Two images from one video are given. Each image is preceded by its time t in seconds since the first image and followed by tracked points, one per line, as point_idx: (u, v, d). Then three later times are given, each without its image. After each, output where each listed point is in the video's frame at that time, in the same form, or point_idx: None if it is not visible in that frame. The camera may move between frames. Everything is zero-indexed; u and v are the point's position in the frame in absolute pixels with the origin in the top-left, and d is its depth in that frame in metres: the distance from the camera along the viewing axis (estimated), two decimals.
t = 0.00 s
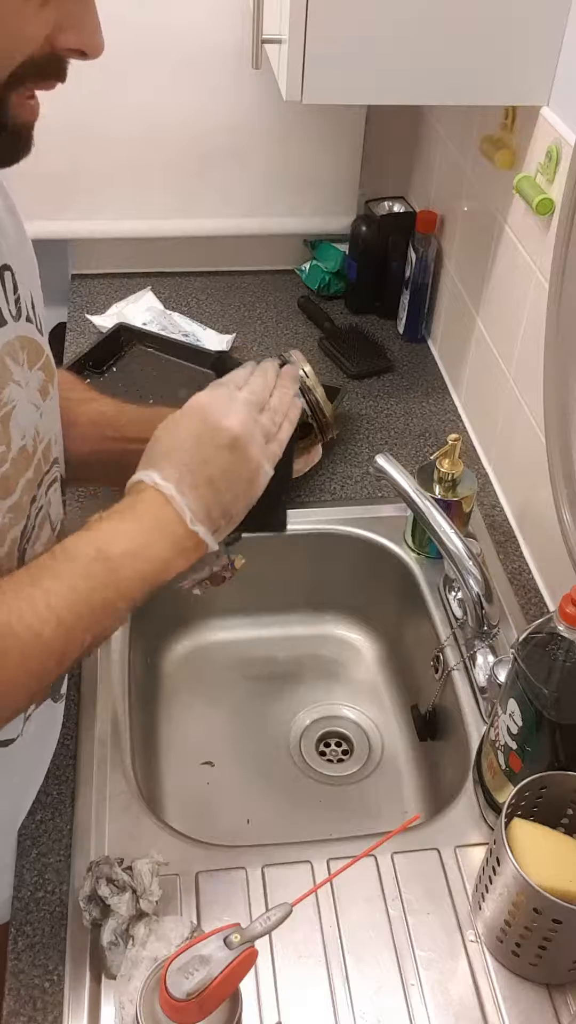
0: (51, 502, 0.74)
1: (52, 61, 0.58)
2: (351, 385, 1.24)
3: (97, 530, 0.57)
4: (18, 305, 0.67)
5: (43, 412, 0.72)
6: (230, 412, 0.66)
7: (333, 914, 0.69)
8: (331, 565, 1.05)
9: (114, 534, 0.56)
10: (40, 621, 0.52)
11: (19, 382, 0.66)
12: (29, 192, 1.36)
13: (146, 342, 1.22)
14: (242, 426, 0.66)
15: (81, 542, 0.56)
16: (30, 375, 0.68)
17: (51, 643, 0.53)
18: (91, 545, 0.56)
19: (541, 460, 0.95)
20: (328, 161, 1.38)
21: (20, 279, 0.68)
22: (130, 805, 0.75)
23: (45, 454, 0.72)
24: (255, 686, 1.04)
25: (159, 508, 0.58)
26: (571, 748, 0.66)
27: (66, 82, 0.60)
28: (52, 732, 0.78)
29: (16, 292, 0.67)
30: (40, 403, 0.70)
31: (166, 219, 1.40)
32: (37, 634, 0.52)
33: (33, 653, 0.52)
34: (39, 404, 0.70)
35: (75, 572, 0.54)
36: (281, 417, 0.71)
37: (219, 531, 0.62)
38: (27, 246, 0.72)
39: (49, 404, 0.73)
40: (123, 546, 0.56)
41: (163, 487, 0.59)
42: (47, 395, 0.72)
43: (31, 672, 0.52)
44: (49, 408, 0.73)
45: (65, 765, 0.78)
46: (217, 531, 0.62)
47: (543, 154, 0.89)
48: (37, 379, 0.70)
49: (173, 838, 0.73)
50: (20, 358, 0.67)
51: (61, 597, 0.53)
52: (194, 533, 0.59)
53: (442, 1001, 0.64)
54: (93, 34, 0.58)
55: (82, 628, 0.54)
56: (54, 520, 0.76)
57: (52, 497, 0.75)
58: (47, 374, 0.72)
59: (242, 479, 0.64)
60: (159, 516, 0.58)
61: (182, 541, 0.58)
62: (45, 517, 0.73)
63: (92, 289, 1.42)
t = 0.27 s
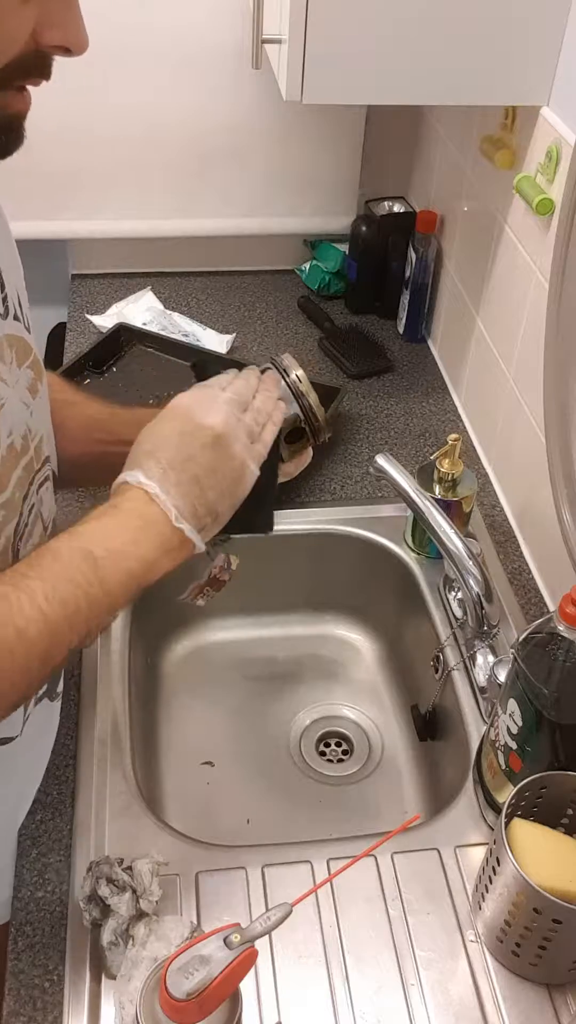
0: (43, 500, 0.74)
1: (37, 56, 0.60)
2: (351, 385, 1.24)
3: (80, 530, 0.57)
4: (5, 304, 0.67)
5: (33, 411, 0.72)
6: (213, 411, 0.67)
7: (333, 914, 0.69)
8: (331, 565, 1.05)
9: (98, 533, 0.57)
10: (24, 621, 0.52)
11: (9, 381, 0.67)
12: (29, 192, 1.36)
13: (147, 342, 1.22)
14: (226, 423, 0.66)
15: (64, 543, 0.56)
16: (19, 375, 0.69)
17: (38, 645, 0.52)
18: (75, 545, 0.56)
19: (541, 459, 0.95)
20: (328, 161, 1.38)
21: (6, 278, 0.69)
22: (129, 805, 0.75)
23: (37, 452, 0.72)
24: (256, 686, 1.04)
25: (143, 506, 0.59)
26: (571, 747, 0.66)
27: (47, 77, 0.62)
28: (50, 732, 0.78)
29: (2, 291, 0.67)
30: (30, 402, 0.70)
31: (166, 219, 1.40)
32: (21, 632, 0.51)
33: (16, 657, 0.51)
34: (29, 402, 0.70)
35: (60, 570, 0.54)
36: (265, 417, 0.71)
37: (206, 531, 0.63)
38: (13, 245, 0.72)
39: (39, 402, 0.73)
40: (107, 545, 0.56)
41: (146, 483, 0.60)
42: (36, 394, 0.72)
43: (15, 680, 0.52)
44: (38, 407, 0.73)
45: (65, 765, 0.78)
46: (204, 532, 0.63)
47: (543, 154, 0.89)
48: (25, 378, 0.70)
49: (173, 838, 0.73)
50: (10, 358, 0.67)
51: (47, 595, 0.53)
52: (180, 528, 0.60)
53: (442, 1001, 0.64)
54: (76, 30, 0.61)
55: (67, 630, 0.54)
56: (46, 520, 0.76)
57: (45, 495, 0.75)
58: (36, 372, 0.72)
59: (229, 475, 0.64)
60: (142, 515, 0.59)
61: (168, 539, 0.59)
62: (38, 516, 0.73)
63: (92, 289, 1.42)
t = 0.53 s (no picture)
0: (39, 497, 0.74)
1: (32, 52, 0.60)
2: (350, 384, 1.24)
3: (70, 532, 0.57)
4: None
5: (27, 409, 0.72)
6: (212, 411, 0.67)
7: (333, 914, 0.69)
8: (331, 565, 1.05)
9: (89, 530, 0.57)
10: (11, 622, 0.52)
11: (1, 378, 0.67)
12: (30, 193, 1.36)
13: (146, 342, 1.22)
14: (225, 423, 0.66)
15: (54, 542, 0.56)
16: (11, 372, 0.69)
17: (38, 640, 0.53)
18: (65, 547, 0.56)
19: (541, 459, 0.95)
20: (328, 161, 1.38)
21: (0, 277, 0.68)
22: (129, 805, 0.75)
23: (31, 450, 0.72)
24: (256, 686, 1.04)
25: (134, 503, 0.59)
26: (571, 748, 0.66)
27: (41, 77, 0.62)
28: (48, 732, 0.78)
29: None
30: (23, 400, 0.70)
31: (166, 220, 1.40)
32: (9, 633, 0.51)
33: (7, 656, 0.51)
34: (22, 401, 0.70)
35: (50, 572, 0.54)
36: (257, 417, 0.72)
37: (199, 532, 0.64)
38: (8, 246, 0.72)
39: (33, 400, 0.73)
40: (96, 546, 0.56)
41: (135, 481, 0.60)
42: (30, 392, 0.72)
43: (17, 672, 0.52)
44: (32, 406, 0.73)
45: (65, 765, 0.78)
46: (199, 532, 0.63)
47: (543, 154, 0.89)
48: (19, 377, 0.70)
49: (173, 838, 0.73)
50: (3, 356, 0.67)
51: (35, 595, 0.53)
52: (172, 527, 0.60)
53: (442, 1001, 0.64)
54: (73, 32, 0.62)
55: (59, 630, 0.54)
56: (43, 518, 0.75)
57: (40, 493, 0.74)
58: (29, 371, 0.72)
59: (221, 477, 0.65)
60: (135, 514, 0.59)
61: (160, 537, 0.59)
62: (34, 514, 0.73)
63: (92, 289, 1.42)
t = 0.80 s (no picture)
0: (40, 497, 0.74)
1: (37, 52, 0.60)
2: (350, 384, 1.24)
3: (67, 533, 0.57)
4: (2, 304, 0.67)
5: (31, 410, 0.72)
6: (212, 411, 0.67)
7: (333, 914, 0.69)
8: (331, 565, 1.05)
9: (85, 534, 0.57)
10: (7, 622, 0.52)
11: (3, 378, 0.67)
12: (30, 192, 1.36)
13: (146, 342, 1.22)
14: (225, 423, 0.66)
15: (51, 542, 0.56)
16: (15, 373, 0.69)
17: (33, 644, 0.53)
18: (61, 548, 0.56)
19: (541, 459, 0.95)
20: (328, 161, 1.38)
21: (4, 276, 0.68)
22: (130, 805, 0.75)
23: (34, 450, 0.72)
24: (256, 686, 1.04)
25: (133, 506, 0.59)
26: (571, 748, 0.66)
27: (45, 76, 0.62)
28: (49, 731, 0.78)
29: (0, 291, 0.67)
30: (27, 401, 0.70)
31: (166, 219, 1.40)
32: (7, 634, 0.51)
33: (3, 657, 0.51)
34: (26, 401, 0.70)
35: (47, 574, 0.54)
36: (251, 418, 0.72)
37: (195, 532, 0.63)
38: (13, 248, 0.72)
39: (37, 402, 0.73)
40: (93, 547, 0.56)
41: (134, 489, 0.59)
42: (34, 393, 0.72)
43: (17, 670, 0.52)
44: (36, 406, 0.73)
45: (65, 765, 0.78)
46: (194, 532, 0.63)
47: (543, 154, 0.89)
48: (23, 377, 0.70)
49: (173, 838, 0.73)
50: (6, 357, 0.67)
51: (32, 595, 0.53)
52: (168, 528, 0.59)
53: (442, 1001, 0.64)
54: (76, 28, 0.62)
55: (54, 631, 0.54)
56: (45, 518, 0.75)
57: (42, 494, 0.75)
58: (34, 372, 0.72)
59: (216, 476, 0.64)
60: (132, 515, 0.58)
61: (157, 541, 0.59)
62: (35, 513, 0.73)
63: (92, 289, 1.42)
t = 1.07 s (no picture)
0: (43, 500, 0.74)
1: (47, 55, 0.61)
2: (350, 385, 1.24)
3: (69, 532, 0.57)
4: (10, 308, 0.68)
5: (36, 412, 0.72)
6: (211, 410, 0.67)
7: (333, 914, 0.69)
8: (331, 565, 1.05)
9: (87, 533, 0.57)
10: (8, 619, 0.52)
11: (9, 380, 0.67)
12: (30, 192, 1.36)
13: (146, 342, 1.22)
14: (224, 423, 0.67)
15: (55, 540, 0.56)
16: (22, 376, 0.69)
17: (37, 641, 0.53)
18: (63, 544, 0.56)
19: (541, 459, 0.95)
20: (328, 161, 1.38)
21: (12, 280, 0.69)
22: (130, 805, 0.75)
23: (37, 452, 0.71)
24: (256, 686, 1.04)
25: (136, 508, 0.59)
26: (571, 748, 0.66)
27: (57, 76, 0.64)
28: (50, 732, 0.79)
29: (7, 295, 0.68)
30: (33, 404, 0.71)
31: (166, 219, 1.40)
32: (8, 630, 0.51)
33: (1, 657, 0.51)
34: (32, 404, 0.70)
35: (49, 571, 0.54)
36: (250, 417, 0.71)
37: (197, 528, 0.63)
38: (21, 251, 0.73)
39: (43, 405, 0.73)
40: (95, 543, 0.57)
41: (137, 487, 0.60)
42: (39, 395, 0.72)
43: (28, 659, 0.53)
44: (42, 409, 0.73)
45: (65, 765, 0.78)
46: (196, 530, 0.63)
47: (543, 154, 0.89)
48: (29, 380, 0.70)
49: (173, 838, 0.73)
50: (13, 359, 0.68)
51: (35, 592, 0.53)
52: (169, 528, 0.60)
53: (442, 1001, 0.64)
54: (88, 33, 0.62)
55: (57, 630, 0.54)
56: (47, 519, 0.75)
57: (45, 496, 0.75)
58: (40, 376, 0.72)
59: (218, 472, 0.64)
60: (133, 513, 0.59)
61: (159, 537, 0.59)
62: (37, 516, 0.73)
63: (91, 289, 1.42)
